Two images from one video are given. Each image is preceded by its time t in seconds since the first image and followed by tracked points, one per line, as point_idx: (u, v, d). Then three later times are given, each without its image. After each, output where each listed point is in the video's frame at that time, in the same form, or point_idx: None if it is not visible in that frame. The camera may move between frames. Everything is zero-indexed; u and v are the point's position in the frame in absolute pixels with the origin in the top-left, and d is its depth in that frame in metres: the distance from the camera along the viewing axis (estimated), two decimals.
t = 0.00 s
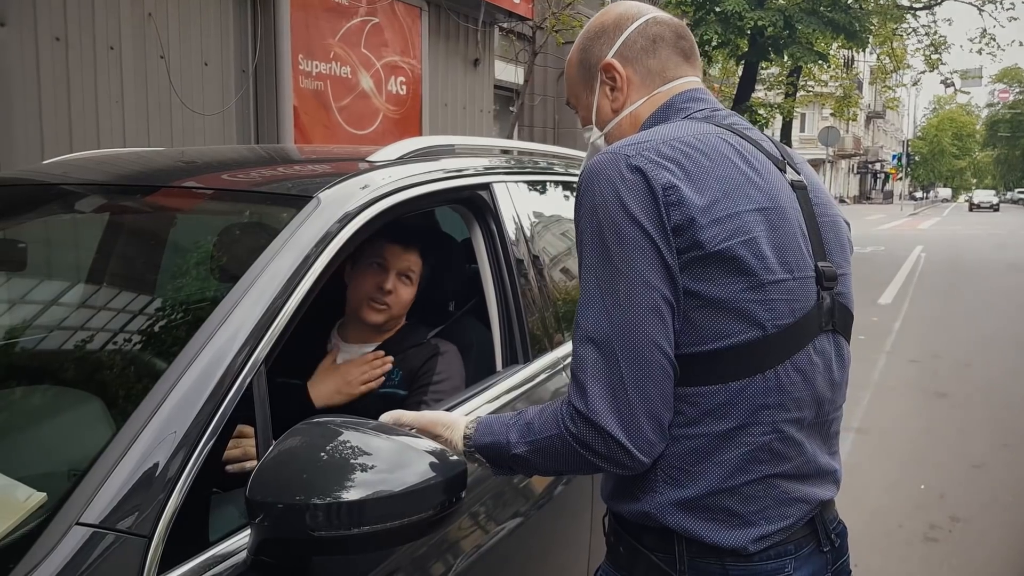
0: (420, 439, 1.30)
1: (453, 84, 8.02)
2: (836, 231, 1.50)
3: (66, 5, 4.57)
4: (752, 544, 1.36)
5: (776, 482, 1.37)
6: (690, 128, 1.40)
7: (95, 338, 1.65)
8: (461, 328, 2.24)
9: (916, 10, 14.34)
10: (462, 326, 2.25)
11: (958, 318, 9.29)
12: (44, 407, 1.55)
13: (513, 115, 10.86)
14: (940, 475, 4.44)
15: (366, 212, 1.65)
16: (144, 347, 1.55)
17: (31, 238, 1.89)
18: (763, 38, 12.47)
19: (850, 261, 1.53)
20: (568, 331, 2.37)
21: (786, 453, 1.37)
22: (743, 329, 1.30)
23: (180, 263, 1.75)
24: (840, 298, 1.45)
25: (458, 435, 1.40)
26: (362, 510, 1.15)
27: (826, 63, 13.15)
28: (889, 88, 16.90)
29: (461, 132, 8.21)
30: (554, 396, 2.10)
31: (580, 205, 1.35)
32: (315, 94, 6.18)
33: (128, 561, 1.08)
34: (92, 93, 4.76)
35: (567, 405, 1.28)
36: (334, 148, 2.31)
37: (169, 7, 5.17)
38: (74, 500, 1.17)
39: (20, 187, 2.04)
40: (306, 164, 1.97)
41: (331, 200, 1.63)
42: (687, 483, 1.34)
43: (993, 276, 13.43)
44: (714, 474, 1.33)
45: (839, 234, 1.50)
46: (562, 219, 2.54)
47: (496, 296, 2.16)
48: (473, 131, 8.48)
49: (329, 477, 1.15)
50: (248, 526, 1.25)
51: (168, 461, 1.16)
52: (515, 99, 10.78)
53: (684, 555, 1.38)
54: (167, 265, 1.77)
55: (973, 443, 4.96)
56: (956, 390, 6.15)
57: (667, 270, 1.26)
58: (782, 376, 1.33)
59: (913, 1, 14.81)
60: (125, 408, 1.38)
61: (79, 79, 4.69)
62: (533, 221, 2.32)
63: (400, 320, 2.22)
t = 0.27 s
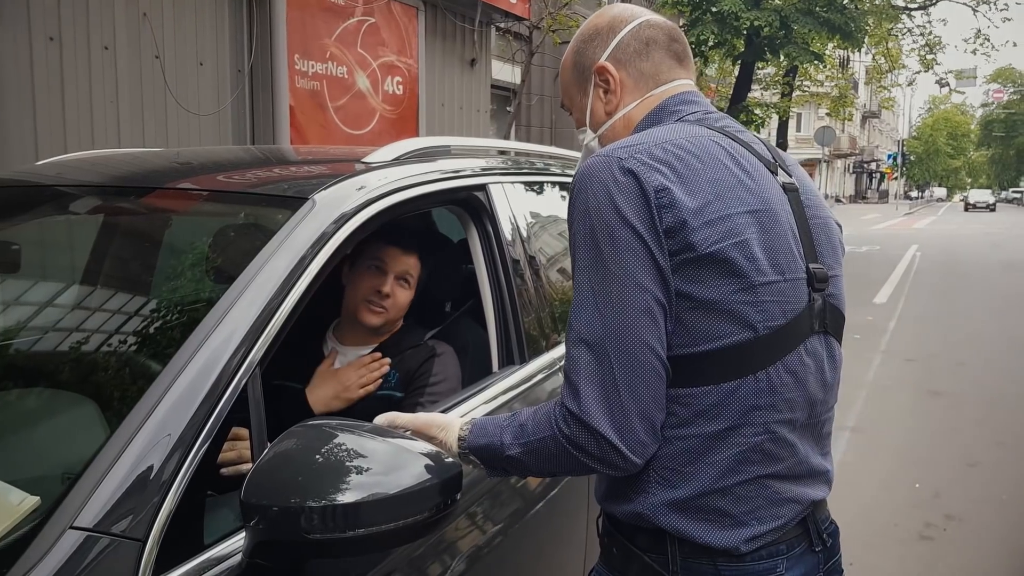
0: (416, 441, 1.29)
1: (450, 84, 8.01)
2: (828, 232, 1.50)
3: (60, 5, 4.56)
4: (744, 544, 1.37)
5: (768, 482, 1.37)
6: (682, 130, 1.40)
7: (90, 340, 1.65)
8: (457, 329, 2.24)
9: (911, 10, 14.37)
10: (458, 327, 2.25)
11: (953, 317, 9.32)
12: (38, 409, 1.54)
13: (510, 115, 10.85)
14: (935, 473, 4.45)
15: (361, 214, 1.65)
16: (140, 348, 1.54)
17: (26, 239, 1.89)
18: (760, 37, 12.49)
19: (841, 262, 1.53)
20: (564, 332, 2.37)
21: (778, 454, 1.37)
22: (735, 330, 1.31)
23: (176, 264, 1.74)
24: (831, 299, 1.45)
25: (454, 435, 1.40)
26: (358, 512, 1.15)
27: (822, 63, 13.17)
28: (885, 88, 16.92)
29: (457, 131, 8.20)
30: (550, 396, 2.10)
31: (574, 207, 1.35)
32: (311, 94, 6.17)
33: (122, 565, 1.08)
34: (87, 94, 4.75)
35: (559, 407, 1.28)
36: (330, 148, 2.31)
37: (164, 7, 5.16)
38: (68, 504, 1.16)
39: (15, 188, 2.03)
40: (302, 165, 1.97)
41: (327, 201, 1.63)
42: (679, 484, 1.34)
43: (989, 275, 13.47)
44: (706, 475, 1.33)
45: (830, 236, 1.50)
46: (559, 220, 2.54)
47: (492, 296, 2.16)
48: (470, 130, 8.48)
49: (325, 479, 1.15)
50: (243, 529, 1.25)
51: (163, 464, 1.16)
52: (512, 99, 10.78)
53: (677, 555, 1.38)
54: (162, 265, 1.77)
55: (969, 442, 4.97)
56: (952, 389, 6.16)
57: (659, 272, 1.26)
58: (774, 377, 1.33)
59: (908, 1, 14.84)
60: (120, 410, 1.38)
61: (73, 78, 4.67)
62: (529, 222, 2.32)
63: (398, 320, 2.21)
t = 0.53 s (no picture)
0: (411, 441, 1.29)
1: (444, 83, 8.00)
2: (820, 232, 1.50)
3: (52, 4, 4.53)
4: (736, 544, 1.36)
5: (760, 483, 1.37)
6: (676, 132, 1.40)
7: (83, 340, 1.64)
8: (452, 328, 2.23)
9: (905, 9, 14.41)
10: (452, 326, 2.24)
11: (946, 316, 9.35)
12: (31, 410, 1.53)
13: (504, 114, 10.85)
14: (928, 471, 4.47)
15: (355, 213, 1.64)
16: (133, 349, 1.53)
17: (19, 239, 1.88)
18: (753, 37, 12.51)
19: (833, 261, 1.53)
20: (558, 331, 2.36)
21: (770, 454, 1.37)
22: (726, 333, 1.31)
23: (169, 263, 1.73)
24: (824, 298, 1.45)
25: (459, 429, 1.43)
26: (352, 514, 1.14)
27: (816, 62, 13.19)
28: (878, 87, 16.97)
29: (451, 131, 8.20)
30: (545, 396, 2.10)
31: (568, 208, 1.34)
32: (305, 93, 6.16)
33: (114, 566, 1.07)
34: (79, 93, 4.73)
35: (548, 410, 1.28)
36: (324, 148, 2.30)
37: (157, 6, 5.14)
38: (60, 505, 1.15)
39: (7, 187, 2.02)
40: (296, 165, 1.96)
41: (321, 201, 1.62)
42: (670, 485, 1.34)
43: (981, 274, 13.52)
44: (697, 475, 1.33)
45: (823, 235, 1.51)
46: (553, 219, 2.54)
47: (487, 296, 2.15)
48: (464, 129, 8.48)
49: (319, 480, 1.15)
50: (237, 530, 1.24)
51: (156, 466, 1.15)
52: (506, 98, 10.77)
53: (669, 555, 1.38)
54: (155, 265, 1.76)
55: (962, 440, 4.99)
56: (945, 388, 6.18)
57: (652, 275, 1.26)
58: (766, 378, 1.33)
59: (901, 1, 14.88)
60: (113, 412, 1.37)
61: (65, 78, 4.65)
62: (523, 221, 2.31)
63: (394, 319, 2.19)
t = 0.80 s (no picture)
0: (406, 444, 1.29)
1: (439, 82, 8.00)
2: (800, 231, 1.49)
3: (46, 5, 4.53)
4: (722, 548, 1.37)
5: (746, 488, 1.37)
6: (650, 150, 1.41)
7: (77, 341, 1.64)
8: (447, 329, 2.23)
9: (899, 9, 14.44)
10: (448, 327, 2.24)
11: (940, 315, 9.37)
12: (26, 412, 1.53)
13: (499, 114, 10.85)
14: (923, 471, 4.48)
15: (351, 214, 1.64)
16: (128, 350, 1.53)
17: (15, 241, 1.88)
18: (748, 36, 12.53)
19: (819, 258, 1.51)
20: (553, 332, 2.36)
21: (754, 459, 1.37)
22: (686, 354, 1.32)
23: (163, 264, 1.73)
24: (806, 299, 1.44)
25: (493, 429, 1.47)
26: (348, 516, 1.14)
27: (811, 62, 13.21)
28: (872, 87, 17.01)
29: (446, 131, 8.19)
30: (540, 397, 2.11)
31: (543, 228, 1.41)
32: (299, 93, 6.15)
33: (110, 568, 1.07)
34: (74, 93, 4.72)
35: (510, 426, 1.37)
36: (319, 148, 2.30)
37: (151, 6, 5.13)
38: (55, 507, 1.15)
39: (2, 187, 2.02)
40: (291, 166, 1.96)
41: (315, 202, 1.62)
42: (651, 491, 1.37)
43: (976, 273, 13.55)
44: (677, 482, 1.35)
45: (803, 235, 1.49)
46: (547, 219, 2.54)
47: (482, 296, 2.15)
48: (460, 130, 8.47)
49: (315, 482, 1.15)
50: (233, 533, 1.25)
51: (150, 468, 1.15)
52: (501, 97, 10.77)
53: (657, 557, 1.38)
54: (150, 266, 1.76)
55: (957, 440, 5.00)
56: (940, 387, 6.20)
57: (605, 303, 1.30)
58: (743, 385, 1.34)
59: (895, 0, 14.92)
60: (107, 413, 1.37)
61: (59, 78, 4.64)
62: (519, 222, 2.31)
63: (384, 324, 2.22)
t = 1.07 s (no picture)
0: (402, 444, 1.29)
1: (437, 82, 8.00)
2: (776, 227, 1.45)
3: (44, 4, 4.52)
4: (703, 554, 1.37)
5: (727, 494, 1.37)
6: (609, 160, 1.41)
7: (75, 341, 1.64)
8: (444, 330, 2.23)
9: (898, 8, 14.45)
10: (445, 328, 2.24)
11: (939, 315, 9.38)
12: (24, 412, 1.53)
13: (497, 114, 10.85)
14: (921, 471, 4.48)
15: (348, 213, 1.65)
16: (126, 350, 1.53)
17: (12, 241, 1.88)
18: (746, 36, 12.53)
19: (800, 253, 1.48)
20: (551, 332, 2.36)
21: (733, 465, 1.37)
22: (651, 365, 1.33)
23: (161, 265, 1.73)
24: (782, 298, 1.42)
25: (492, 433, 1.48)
26: (345, 516, 1.14)
27: (809, 62, 13.22)
28: (871, 86, 17.02)
29: (444, 131, 8.19)
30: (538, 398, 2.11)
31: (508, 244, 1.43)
32: (297, 93, 6.15)
33: (105, 569, 1.07)
34: (71, 93, 4.72)
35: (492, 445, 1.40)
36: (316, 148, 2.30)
37: (149, 6, 5.13)
38: (51, 507, 1.15)
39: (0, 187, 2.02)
40: (288, 166, 1.96)
41: (311, 203, 1.62)
42: (629, 498, 1.38)
43: (975, 273, 13.54)
44: (652, 489, 1.36)
45: (781, 231, 1.45)
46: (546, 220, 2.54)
47: (479, 296, 2.16)
48: (458, 130, 8.47)
49: (312, 483, 1.15)
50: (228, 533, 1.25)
51: (147, 468, 1.15)
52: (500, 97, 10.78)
53: (640, 562, 1.40)
54: (148, 266, 1.76)
55: (955, 440, 5.00)
56: (937, 387, 6.20)
57: (565, 319, 1.31)
58: (714, 391, 1.34)
59: None
60: (104, 414, 1.37)
61: (57, 78, 4.64)
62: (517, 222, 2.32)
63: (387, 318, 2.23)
